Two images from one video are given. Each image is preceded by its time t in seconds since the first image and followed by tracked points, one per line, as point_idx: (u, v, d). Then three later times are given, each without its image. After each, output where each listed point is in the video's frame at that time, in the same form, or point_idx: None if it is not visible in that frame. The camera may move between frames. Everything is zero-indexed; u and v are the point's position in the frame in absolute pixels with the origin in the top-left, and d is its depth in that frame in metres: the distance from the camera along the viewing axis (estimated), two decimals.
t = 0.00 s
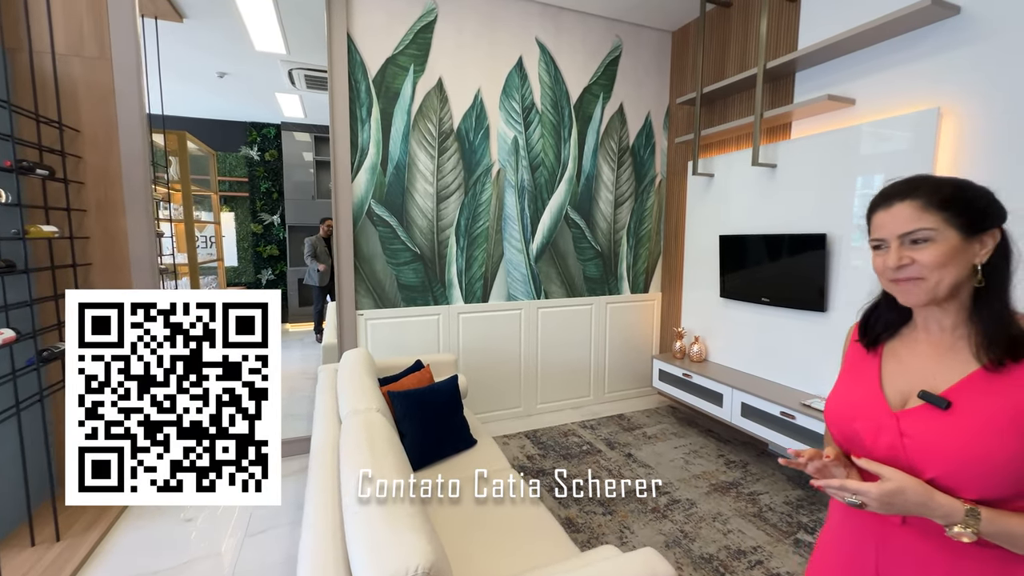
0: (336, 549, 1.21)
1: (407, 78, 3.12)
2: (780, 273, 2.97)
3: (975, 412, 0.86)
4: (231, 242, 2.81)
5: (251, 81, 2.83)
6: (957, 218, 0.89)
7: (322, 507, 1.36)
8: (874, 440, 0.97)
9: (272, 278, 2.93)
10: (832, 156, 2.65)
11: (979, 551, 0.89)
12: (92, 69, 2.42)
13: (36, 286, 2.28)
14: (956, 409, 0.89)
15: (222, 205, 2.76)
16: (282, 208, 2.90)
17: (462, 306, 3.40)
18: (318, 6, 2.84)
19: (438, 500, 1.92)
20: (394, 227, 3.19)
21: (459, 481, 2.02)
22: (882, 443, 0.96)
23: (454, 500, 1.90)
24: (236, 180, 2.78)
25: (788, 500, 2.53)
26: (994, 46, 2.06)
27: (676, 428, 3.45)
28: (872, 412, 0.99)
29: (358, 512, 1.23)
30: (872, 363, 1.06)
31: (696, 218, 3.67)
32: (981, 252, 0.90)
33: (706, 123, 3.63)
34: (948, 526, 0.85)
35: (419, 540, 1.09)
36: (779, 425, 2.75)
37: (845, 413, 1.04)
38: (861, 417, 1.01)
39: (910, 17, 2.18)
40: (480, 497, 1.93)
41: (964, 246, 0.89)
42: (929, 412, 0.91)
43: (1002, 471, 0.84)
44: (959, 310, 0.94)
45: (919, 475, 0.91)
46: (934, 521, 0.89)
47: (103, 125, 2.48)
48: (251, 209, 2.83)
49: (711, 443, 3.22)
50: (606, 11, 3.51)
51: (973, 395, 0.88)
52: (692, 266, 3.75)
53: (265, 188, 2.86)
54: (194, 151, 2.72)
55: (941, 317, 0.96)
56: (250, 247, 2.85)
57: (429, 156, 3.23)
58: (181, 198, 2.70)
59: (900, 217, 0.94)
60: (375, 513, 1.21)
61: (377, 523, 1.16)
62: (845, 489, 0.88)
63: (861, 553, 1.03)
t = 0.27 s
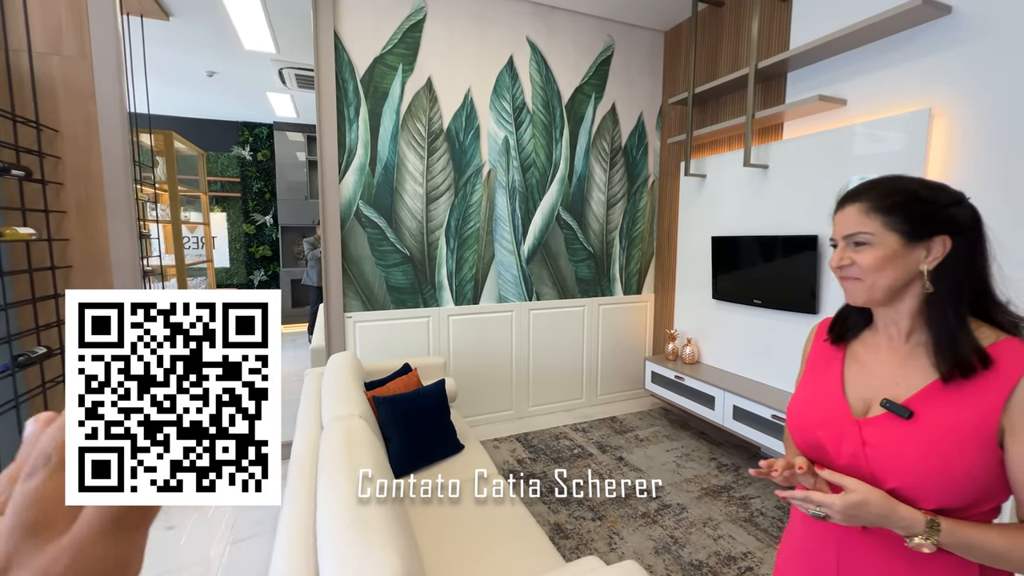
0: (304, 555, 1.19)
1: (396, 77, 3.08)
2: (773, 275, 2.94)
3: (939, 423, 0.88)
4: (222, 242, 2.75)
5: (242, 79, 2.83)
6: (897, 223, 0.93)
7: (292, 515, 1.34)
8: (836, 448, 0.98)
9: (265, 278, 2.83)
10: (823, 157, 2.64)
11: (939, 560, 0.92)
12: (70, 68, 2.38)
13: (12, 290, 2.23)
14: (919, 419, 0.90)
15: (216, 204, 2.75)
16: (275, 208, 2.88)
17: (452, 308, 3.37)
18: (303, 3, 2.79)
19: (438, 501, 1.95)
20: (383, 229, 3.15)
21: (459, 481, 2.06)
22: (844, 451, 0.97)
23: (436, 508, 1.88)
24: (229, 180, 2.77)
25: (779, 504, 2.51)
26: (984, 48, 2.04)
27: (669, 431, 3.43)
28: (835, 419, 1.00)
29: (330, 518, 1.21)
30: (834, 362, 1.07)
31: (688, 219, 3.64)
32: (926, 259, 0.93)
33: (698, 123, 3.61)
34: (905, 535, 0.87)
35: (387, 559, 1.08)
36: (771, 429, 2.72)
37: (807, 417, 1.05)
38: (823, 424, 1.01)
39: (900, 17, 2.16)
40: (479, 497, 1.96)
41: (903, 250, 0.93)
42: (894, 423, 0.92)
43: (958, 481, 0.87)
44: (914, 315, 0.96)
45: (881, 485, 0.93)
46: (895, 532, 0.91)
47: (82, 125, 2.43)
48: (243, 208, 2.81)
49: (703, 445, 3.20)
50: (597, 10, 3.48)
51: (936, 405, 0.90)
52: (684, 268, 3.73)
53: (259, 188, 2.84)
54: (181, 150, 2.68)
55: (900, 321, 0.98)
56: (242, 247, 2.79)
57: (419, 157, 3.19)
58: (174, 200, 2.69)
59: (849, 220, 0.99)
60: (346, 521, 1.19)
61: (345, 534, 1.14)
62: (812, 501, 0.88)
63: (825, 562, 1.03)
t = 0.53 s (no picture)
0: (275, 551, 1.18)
1: (386, 76, 3.05)
2: (765, 275, 2.91)
3: (873, 416, 0.85)
4: (217, 242, 2.77)
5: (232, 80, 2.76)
6: (822, 220, 0.91)
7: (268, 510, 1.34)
8: (783, 438, 0.97)
9: (259, 279, 2.88)
10: (817, 156, 2.60)
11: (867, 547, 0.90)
12: (52, 65, 2.34)
13: None
14: (857, 412, 0.87)
15: (210, 204, 2.74)
16: (269, 209, 2.83)
17: (444, 309, 3.33)
18: (291, 1, 2.75)
19: (438, 501, 1.94)
20: (373, 229, 3.12)
21: (459, 482, 2.06)
22: (789, 441, 0.96)
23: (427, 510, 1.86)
24: (222, 180, 2.76)
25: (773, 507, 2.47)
26: (976, 46, 2.01)
27: (662, 433, 3.40)
28: (783, 409, 0.99)
29: (302, 516, 1.21)
30: (795, 348, 1.05)
31: (682, 219, 3.61)
32: (853, 255, 0.89)
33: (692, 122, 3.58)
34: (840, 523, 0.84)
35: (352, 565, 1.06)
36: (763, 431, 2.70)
37: (760, 406, 1.05)
38: (774, 413, 1.00)
39: (893, 14, 2.13)
40: (479, 497, 1.96)
41: (826, 246, 0.91)
42: (831, 415, 0.90)
43: (890, 476, 0.83)
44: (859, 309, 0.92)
45: (819, 476, 0.92)
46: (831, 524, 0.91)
47: (65, 123, 2.39)
48: (237, 208, 2.79)
49: (696, 448, 3.17)
50: (591, 9, 3.45)
51: (873, 398, 0.86)
52: (678, 268, 3.70)
53: (252, 187, 2.81)
54: (169, 150, 2.66)
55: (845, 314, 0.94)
56: (236, 247, 2.80)
57: (409, 156, 3.16)
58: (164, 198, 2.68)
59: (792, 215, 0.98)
60: (317, 522, 1.17)
61: (319, 534, 1.13)
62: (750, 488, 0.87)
63: (768, 546, 1.04)
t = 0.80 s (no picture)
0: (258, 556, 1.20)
1: (379, 74, 3.02)
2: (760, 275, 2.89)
3: (808, 404, 0.93)
4: (212, 242, 2.67)
5: (226, 78, 2.65)
6: (772, 222, 0.98)
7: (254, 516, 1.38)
8: (737, 421, 1.07)
9: (256, 279, 2.77)
10: (814, 156, 2.58)
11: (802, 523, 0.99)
12: (40, 63, 2.32)
13: None
14: (796, 400, 0.95)
15: (205, 204, 2.63)
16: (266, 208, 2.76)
17: (438, 310, 3.31)
18: None
19: (438, 501, 1.95)
20: (366, 229, 3.09)
21: (459, 481, 2.06)
22: (741, 424, 1.06)
23: (418, 514, 1.85)
24: (218, 180, 2.65)
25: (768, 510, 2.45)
26: (970, 45, 2.00)
27: (658, 435, 3.37)
28: (739, 396, 1.08)
29: (281, 521, 1.21)
30: (759, 343, 1.12)
31: (679, 219, 3.59)
32: (797, 254, 0.95)
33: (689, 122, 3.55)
34: (771, 498, 0.93)
35: (328, 568, 1.04)
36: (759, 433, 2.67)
37: (725, 395, 1.14)
38: (732, 399, 1.10)
39: (888, 13, 2.11)
40: (479, 497, 1.98)
41: (774, 247, 0.97)
42: (775, 402, 0.99)
43: (819, 460, 0.91)
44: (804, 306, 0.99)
45: (763, 458, 1.01)
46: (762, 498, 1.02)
47: (52, 121, 2.36)
48: (234, 209, 2.69)
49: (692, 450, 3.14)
50: (587, 7, 3.43)
51: (810, 387, 0.94)
52: (674, 269, 3.68)
53: (249, 187, 2.72)
54: (161, 149, 2.55)
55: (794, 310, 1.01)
56: (231, 248, 2.69)
57: (403, 156, 3.13)
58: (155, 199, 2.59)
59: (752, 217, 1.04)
60: (295, 527, 1.17)
61: (297, 541, 1.11)
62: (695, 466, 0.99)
63: (729, 525, 1.14)
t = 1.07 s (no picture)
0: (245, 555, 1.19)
1: (375, 72, 2.99)
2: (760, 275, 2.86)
3: (777, 391, 0.96)
4: (209, 241, 2.69)
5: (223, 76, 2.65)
6: (749, 221, 1.01)
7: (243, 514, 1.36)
8: (714, 412, 1.10)
9: (254, 279, 2.81)
10: (813, 153, 2.56)
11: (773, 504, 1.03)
12: (30, 58, 2.28)
13: None
14: (768, 389, 0.98)
15: (202, 203, 2.65)
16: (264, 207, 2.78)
17: (435, 310, 3.28)
18: None
19: (438, 501, 1.93)
20: (362, 227, 3.06)
21: (459, 481, 2.04)
22: (718, 414, 1.09)
23: (412, 516, 1.82)
24: (216, 179, 2.66)
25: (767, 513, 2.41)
26: (973, 40, 1.97)
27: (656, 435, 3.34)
28: (717, 387, 1.11)
29: (269, 528, 1.21)
30: (737, 338, 1.15)
31: (678, 218, 3.56)
32: (771, 253, 0.98)
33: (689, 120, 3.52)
34: (739, 475, 0.99)
35: None
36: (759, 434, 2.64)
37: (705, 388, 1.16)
38: (711, 391, 1.13)
39: (889, 9, 2.09)
40: (480, 497, 1.95)
41: (750, 245, 1.00)
42: (749, 392, 1.02)
43: (787, 443, 0.95)
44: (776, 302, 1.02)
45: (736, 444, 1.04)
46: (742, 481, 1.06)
47: (42, 117, 2.33)
48: (231, 207, 2.71)
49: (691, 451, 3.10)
50: (585, 4, 3.39)
51: (780, 376, 0.97)
52: (674, 268, 3.65)
53: (246, 187, 2.73)
54: (156, 147, 2.54)
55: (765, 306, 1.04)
56: (230, 247, 2.73)
57: (399, 154, 3.10)
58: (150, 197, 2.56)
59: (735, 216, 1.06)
60: (283, 538, 1.16)
61: (283, 555, 1.09)
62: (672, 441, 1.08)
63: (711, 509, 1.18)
